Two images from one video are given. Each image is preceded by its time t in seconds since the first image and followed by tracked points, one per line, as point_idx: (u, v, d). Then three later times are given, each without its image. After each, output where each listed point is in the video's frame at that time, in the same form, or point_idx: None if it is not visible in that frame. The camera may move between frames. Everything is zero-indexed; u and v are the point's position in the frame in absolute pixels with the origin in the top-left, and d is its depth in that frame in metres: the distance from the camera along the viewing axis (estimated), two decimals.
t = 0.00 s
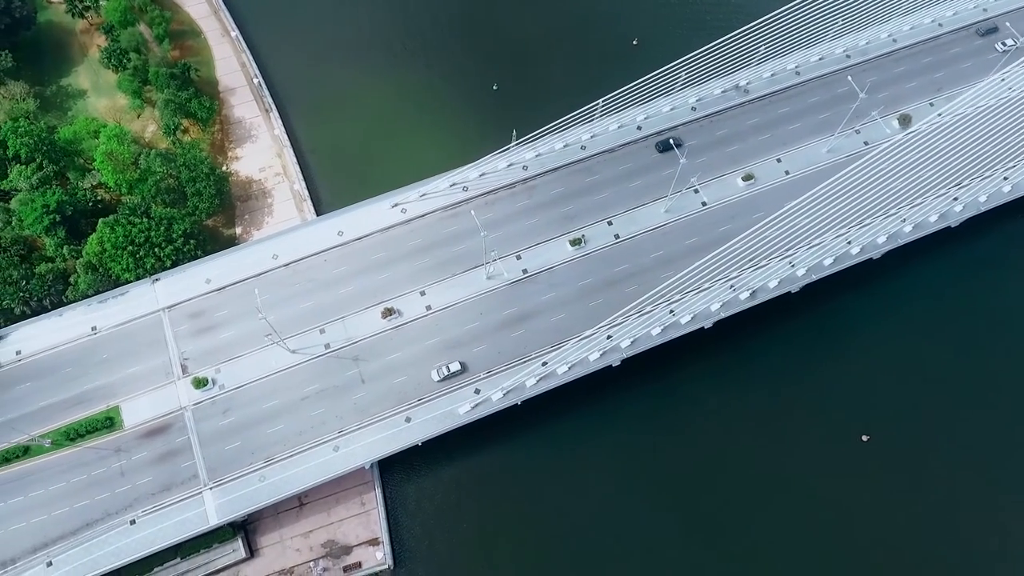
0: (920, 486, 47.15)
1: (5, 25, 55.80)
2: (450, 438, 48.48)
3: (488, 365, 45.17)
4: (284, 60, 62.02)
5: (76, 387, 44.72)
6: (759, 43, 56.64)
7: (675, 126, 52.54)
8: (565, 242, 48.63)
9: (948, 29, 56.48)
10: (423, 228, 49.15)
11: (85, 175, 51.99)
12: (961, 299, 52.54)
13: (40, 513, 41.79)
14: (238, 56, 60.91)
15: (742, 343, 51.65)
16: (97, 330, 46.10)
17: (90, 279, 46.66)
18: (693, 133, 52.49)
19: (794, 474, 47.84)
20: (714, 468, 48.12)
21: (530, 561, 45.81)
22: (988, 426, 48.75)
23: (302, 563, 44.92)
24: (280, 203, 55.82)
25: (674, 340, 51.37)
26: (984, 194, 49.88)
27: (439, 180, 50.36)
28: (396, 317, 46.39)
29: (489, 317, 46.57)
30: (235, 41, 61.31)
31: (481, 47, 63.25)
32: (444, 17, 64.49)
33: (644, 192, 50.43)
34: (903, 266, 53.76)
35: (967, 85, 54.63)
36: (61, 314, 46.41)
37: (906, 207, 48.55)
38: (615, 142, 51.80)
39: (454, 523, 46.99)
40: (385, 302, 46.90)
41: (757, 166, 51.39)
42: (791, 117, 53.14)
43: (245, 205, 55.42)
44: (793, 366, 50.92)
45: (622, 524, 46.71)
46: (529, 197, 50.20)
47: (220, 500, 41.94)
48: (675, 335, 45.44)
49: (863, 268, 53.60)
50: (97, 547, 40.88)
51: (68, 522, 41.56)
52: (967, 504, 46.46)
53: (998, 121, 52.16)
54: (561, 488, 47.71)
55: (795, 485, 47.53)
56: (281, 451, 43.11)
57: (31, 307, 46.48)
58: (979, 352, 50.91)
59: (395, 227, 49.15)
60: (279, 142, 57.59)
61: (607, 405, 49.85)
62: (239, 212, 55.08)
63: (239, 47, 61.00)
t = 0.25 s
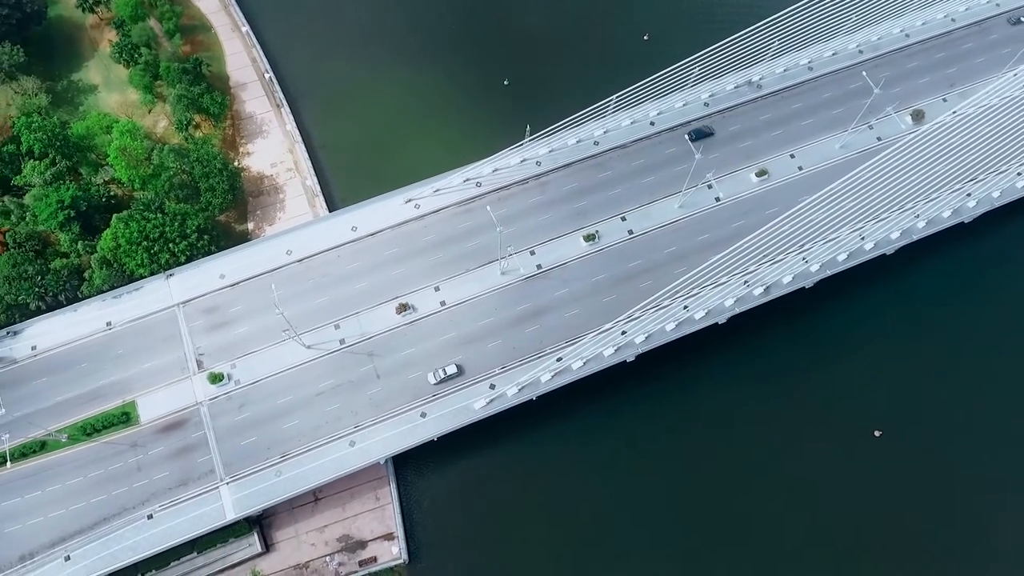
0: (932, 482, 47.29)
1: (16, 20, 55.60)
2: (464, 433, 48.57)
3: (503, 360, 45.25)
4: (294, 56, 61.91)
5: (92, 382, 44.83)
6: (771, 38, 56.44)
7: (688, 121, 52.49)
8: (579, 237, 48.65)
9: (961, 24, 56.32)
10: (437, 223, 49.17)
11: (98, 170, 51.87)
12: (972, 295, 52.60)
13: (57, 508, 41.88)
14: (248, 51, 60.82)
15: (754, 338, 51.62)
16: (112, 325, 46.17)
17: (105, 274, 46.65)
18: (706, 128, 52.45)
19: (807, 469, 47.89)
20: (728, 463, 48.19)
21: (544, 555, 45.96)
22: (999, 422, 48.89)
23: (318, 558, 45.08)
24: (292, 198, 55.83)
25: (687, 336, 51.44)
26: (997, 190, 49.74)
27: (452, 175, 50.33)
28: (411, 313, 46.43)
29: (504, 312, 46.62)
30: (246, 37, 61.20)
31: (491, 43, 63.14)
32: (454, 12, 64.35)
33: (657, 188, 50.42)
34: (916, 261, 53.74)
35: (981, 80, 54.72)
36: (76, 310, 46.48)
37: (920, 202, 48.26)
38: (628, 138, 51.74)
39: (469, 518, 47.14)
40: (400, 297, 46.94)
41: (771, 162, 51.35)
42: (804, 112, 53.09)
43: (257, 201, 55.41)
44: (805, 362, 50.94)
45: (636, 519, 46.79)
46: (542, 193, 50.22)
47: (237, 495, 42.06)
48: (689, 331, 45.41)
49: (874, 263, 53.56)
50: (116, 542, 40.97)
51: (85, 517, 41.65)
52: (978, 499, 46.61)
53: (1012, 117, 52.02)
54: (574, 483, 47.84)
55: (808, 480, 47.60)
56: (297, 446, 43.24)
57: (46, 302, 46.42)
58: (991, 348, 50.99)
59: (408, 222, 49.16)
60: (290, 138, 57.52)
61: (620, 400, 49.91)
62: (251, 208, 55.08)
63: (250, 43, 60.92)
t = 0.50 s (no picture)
0: (948, 477, 46.51)
1: (27, 15, 55.54)
2: (476, 429, 48.49)
3: (516, 356, 45.30)
4: (305, 52, 61.87)
5: (107, 378, 44.90)
6: (783, 34, 56.37)
7: (700, 117, 52.47)
8: (592, 233, 48.68)
9: (973, 20, 56.24)
10: (449, 219, 49.19)
11: (110, 166, 52.11)
12: (986, 290, 51.94)
13: (73, 503, 42.02)
14: (259, 47, 60.78)
15: (767, 333, 51.14)
16: (126, 321, 46.25)
17: (118, 270, 46.50)
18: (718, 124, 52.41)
19: (819, 465, 47.32)
20: (740, 458, 47.81)
21: (556, 551, 45.83)
22: (1015, 417, 48.04)
23: (333, 553, 45.24)
24: (303, 194, 55.81)
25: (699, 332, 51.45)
26: (1011, 185, 49.70)
27: (464, 171, 50.36)
28: (424, 309, 46.50)
29: (517, 308, 46.65)
30: (256, 32, 61.13)
31: (501, 38, 63.03)
32: (465, 8, 64.28)
33: (669, 184, 50.37)
34: (930, 254, 53.12)
35: (993, 76, 54.56)
36: (91, 306, 46.65)
37: (933, 198, 48.23)
38: (640, 134, 51.73)
39: (481, 514, 47.06)
40: (413, 293, 47.00)
41: (783, 158, 51.31)
42: (816, 108, 53.06)
43: (269, 196, 55.41)
44: (817, 357, 50.39)
45: (648, 515, 46.56)
46: (555, 188, 50.24)
47: (252, 490, 42.17)
48: (702, 327, 45.39)
49: (887, 258, 53.19)
50: (132, 537, 41.08)
51: (101, 512, 41.75)
52: (994, 495, 45.81)
53: None
54: (586, 478, 47.67)
55: (820, 476, 47.03)
56: (312, 442, 43.31)
57: (60, 299, 46.48)
58: (1005, 342, 50.21)
59: (421, 218, 49.18)
60: (301, 133, 57.50)
61: (632, 396, 49.63)
62: (263, 204, 55.09)
63: (260, 39, 60.83)
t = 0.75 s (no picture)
0: (961, 471, 46.59)
1: (39, 10, 55.47)
2: (490, 424, 48.55)
3: (531, 351, 45.36)
4: (315, 46, 61.73)
5: (123, 372, 45.00)
6: (795, 28, 56.25)
7: (713, 112, 52.45)
8: (606, 228, 48.68)
9: (986, 15, 56.12)
10: (463, 214, 49.20)
11: (122, 161, 52.21)
12: (999, 285, 51.91)
13: (90, 498, 42.15)
14: (269, 42, 60.68)
15: (780, 328, 51.14)
16: (141, 316, 46.30)
17: (132, 266, 46.52)
18: (731, 119, 52.38)
19: (832, 460, 47.43)
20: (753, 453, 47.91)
21: (570, 546, 46.03)
22: None
23: (348, 547, 45.40)
24: (315, 189, 55.77)
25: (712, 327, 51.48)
26: None
27: (478, 166, 50.37)
28: (439, 304, 46.54)
29: (531, 304, 46.70)
30: (266, 27, 61.01)
31: (512, 33, 62.89)
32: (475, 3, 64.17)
33: (683, 179, 50.37)
34: (943, 249, 53.16)
35: (1006, 70, 54.43)
36: (105, 300, 46.66)
37: (947, 193, 48.03)
38: (653, 129, 51.72)
39: (495, 508, 47.15)
40: (428, 288, 47.04)
41: (797, 153, 51.30)
42: (829, 103, 53.04)
43: (281, 191, 55.43)
44: (830, 352, 50.40)
45: (662, 510, 46.66)
46: (568, 183, 50.26)
47: (268, 485, 42.24)
48: (717, 322, 45.31)
49: (900, 253, 52.98)
50: (149, 531, 41.12)
51: (118, 506, 41.89)
52: (1007, 490, 45.99)
53: None
54: (600, 473, 47.75)
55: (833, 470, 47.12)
56: (328, 437, 43.41)
57: (76, 293, 46.65)
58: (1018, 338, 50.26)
59: (435, 214, 49.19)
60: (313, 129, 57.51)
61: (646, 391, 49.70)
62: (275, 199, 55.14)
63: (271, 35, 60.79)
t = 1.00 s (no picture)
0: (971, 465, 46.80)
1: (49, 4, 55.39)
2: (503, 418, 48.64)
3: (544, 346, 45.43)
4: (325, 40, 61.56)
5: (137, 367, 45.09)
6: (806, 22, 56.11)
7: (725, 106, 52.39)
8: (619, 223, 48.69)
9: (998, 8, 55.96)
10: (475, 209, 49.19)
11: (134, 156, 52.28)
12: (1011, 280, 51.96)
13: (107, 491, 42.29)
14: (279, 36, 60.53)
15: (792, 323, 51.16)
16: (154, 310, 46.36)
17: (146, 261, 46.47)
18: (743, 114, 52.35)
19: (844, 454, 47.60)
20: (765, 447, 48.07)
21: (583, 539, 46.24)
22: None
23: (362, 541, 45.56)
24: (325, 183, 55.70)
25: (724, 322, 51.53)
26: None
27: (490, 161, 50.35)
28: (452, 298, 46.58)
29: (544, 299, 46.72)
30: (276, 21, 60.84)
31: (521, 27, 62.73)
32: None
33: (695, 173, 50.34)
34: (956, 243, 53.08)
35: (1018, 64, 54.31)
36: (119, 295, 46.71)
37: (960, 186, 47.80)
38: (666, 123, 51.67)
39: (508, 502, 47.30)
40: (441, 283, 47.06)
41: (810, 148, 51.23)
42: (841, 97, 52.97)
43: (292, 186, 55.39)
44: (843, 347, 50.48)
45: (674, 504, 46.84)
46: (581, 178, 50.26)
47: (284, 479, 42.36)
48: (730, 317, 45.28)
49: (912, 247, 52.95)
50: (166, 525, 41.28)
51: (135, 500, 42.02)
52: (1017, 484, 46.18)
53: None
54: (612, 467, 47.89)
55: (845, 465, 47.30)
56: (342, 431, 43.51)
57: (90, 288, 46.63)
58: None
59: (447, 208, 49.18)
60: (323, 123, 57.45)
61: (658, 385, 49.83)
62: (286, 194, 55.08)
63: (280, 29, 60.66)
